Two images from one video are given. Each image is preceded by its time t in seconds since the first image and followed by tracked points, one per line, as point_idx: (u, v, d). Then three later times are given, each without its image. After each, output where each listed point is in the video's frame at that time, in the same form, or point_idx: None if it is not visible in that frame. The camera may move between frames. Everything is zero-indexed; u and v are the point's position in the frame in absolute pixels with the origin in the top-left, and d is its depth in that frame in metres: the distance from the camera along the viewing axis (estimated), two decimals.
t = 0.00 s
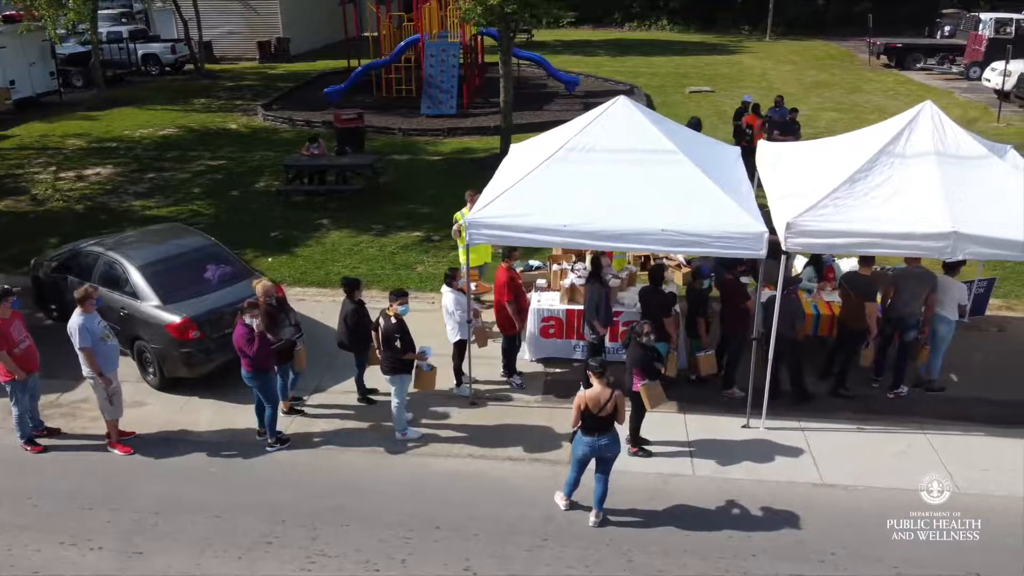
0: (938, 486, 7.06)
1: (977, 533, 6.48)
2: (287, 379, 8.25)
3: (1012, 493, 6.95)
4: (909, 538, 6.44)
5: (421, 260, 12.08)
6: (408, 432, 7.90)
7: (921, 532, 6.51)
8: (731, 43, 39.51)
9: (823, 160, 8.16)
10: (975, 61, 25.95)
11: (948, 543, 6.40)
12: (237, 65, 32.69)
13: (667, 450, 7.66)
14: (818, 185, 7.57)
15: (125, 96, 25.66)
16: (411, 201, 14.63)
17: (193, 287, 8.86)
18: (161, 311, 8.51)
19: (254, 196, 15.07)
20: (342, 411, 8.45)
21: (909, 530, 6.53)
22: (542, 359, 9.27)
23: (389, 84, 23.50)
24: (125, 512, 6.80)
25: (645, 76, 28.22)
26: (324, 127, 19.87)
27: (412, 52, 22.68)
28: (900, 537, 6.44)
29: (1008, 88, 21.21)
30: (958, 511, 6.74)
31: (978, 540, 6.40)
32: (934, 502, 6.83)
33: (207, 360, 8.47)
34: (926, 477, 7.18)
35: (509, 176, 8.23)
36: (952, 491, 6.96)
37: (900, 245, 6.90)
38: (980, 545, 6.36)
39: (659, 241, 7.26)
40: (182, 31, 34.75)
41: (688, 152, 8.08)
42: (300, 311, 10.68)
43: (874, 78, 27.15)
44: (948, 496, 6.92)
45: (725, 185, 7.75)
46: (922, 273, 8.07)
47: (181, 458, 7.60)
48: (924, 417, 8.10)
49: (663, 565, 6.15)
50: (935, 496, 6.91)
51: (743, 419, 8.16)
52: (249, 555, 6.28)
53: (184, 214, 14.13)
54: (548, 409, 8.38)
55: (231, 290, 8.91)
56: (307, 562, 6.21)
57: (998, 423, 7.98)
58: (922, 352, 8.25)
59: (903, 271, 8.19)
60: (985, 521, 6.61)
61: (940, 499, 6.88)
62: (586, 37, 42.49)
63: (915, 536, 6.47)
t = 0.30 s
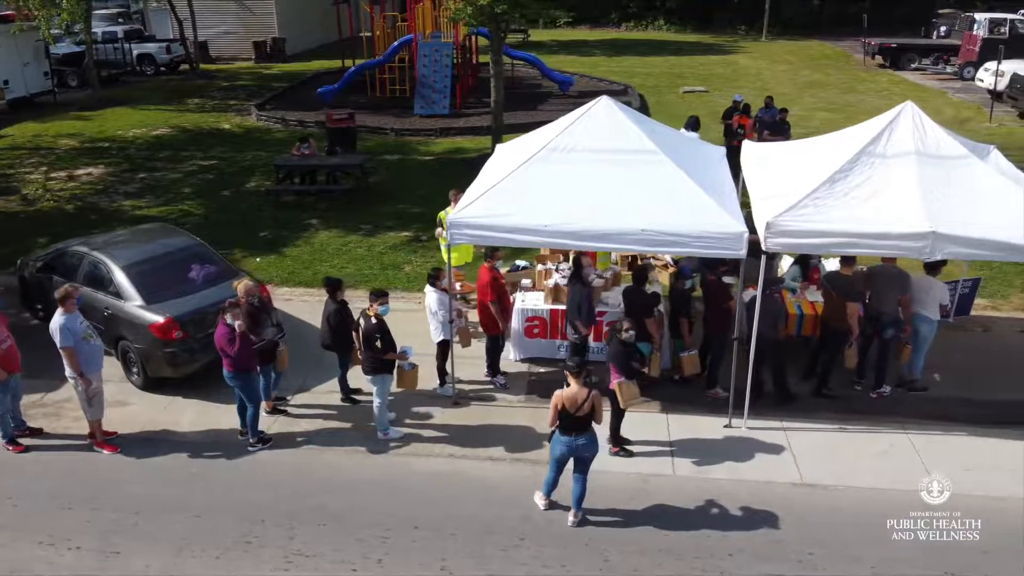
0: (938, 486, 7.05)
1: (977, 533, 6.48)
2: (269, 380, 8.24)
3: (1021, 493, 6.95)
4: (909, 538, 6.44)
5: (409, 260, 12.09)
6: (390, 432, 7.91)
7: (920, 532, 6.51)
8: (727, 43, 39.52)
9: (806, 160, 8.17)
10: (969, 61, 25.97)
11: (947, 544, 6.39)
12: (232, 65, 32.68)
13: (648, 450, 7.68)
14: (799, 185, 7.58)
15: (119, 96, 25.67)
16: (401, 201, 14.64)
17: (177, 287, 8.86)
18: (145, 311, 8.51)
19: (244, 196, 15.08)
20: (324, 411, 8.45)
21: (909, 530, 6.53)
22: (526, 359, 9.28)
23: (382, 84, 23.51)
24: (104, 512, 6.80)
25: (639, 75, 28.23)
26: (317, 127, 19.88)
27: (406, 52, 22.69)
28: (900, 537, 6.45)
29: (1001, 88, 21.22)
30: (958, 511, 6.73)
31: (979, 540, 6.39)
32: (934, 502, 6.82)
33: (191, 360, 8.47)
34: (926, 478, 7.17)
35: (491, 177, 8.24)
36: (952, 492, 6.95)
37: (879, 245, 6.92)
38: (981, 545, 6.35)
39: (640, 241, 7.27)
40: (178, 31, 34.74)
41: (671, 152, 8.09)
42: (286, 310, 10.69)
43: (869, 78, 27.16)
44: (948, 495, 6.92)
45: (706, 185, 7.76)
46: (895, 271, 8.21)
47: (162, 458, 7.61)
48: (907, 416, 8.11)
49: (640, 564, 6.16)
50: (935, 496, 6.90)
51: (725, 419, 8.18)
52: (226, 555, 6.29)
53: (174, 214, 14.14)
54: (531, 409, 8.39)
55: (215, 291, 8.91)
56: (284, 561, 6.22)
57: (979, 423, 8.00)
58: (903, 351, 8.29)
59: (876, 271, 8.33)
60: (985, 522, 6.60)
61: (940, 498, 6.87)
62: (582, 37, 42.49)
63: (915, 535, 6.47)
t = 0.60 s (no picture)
0: (938, 485, 7.06)
1: (977, 533, 6.49)
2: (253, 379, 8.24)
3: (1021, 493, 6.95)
4: (910, 538, 6.44)
5: (398, 260, 12.10)
6: (373, 432, 7.92)
7: (920, 532, 6.51)
8: (724, 43, 39.52)
9: (789, 160, 8.18)
10: (964, 61, 25.97)
11: (948, 543, 6.41)
12: (227, 66, 32.67)
13: (631, 449, 7.69)
14: (781, 185, 7.59)
15: (114, 96, 25.66)
16: (391, 201, 14.64)
17: (161, 287, 8.86)
18: (128, 311, 8.52)
19: (235, 196, 15.08)
20: (308, 411, 8.46)
21: (910, 530, 6.52)
22: (511, 359, 9.29)
23: (377, 84, 23.55)
24: (85, 512, 6.81)
25: (634, 75, 28.22)
26: (310, 127, 19.88)
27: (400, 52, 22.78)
28: (900, 537, 6.45)
29: (994, 88, 21.24)
30: (958, 511, 6.74)
31: (979, 540, 6.40)
32: (934, 503, 6.83)
33: (174, 360, 8.48)
34: (926, 477, 7.18)
35: (475, 177, 8.25)
36: (952, 492, 6.96)
37: (858, 244, 6.92)
38: (982, 545, 6.37)
39: (621, 241, 7.27)
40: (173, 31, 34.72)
41: (653, 152, 8.10)
42: (273, 310, 10.69)
43: (863, 79, 27.16)
44: (948, 496, 6.93)
45: (688, 185, 7.77)
46: (870, 270, 8.33)
47: (144, 458, 7.62)
48: (890, 417, 8.12)
49: (618, 563, 6.17)
50: (935, 496, 6.91)
51: (708, 419, 8.18)
52: (205, 554, 6.30)
53: (164, 214, 14.14)
54: (515, 409, 8.40)
55: (199, 291, 8.91)
56: (262, 561, 6.23)
57: (962, 423, 8.01)
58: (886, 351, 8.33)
59: (852, 270, 8.42)
60: (985, 522, 6.61)
61: (941, 498, 6.88)
62: (579, 37, 42.48)
63: (916, 535, 6.47)
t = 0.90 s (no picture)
0: (938, 486, 7.04)
1: (978, 532, 6.47)
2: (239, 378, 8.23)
3: None
4: (910, 539, 6.42)
5: (387, 259, 12.10)
6: (356, 431, 7.93)
7: (921, 531, 6.49)
8: (720, 43, 39.54)
9: (773, 160, 8.20)
10: (958, 61, 25.98)
11: (949, 543, 6.38)
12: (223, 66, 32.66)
13: (613, 450, 7.69)
14: (763, 185, 7.60)
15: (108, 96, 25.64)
16: (382, 201, 14.65)
17: (146, 287, 8.86)
18: (112, 311, 8.52)
19: (226, 196, 15.08)
20: (292, 411, 8.46)
21: (910, 530, 6.50)
22: (497, 359, 9.29)
23: (371, 84, 23.58)
24: (66, 512, 6.81)
25: (629, 76, 28.24)
26: (303, 126, 19.89)
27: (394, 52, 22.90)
28: (900, 536, 6.43)
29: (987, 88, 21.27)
30: (958, 511, 6.72)
31: (979, 541, 6.37)
32: (934, 503, 6.81)
33: (158, 361, 8.48)
34: (926, 477, 7.16)
35: (459, 176, 8.26)
36: (951, 492, 6.94)
37: (838, 245, 6.92)
38: (982, 545, 6.35)
39: (602, 241, 7.27)
40: (170, 31, 34.71)
41: (636, 152, 8.10)
42: (260, 310, 10.69)
43: (858, 78, 27.17)
44: (948, 496, 6.92)
45: (671, 186, 7.77)
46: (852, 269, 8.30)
47: (127, 458, 7.61)
48: (874, 417, 8.13)
49: (597, 563, 6.17)
50: (935, 497, 6.90)
51: (692, 419, 8.19)
52: (184, 554, 6.30)
53: (155, 214, 14.14)
54: (499, 409, 8.40)
55: (184, 291, 8.91)
56: (241, 561, 6.22)
57: (945, 423, 8.02)
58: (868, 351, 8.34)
59: (834, 270, 8.39)
60: (985, 522, 6.58)
61: (940, 497, 6.87)
62: (575, 37, 42.49)
63: (916, 536, 6.44)
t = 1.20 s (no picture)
0: (938, 486, 7.04)
1: (977, 533, 6.47)
2: (224, 378, 8.23)
3: None
4: (908, 539, 6.42)
5: (376, 259, 12.11)
6: (340, 431, 7.93)
7: (920, 532, 6.50)
8: (717, 43, 39.53)
9: (756, 161, 8.22)
10: (953, 61, 25.98)
11: (948, 544, 6.39)
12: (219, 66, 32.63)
13: (597, 449, 7.69)
14: (746, 186, 7.61)
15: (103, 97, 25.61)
16: (373, 201, 14.65)
17: (132, 287, 8.87)
18: (97, 311, 8.52)
19: (218, 196, 15.08)
20: (277, 410, 8.46)
21: (908, 530, 6.50)
22: (483, 359, 9.29)
23: (365, 84, 23.58)
24: (48, 511, 6.81)
25: (624, 76, 28.22)
26: (297, 126, 19.89)
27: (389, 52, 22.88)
28: (899, 536, 6.43)
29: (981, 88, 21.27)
30: (957, 511, 6.73)
31: (978, 540, 6.39)
32: (932, 503, 6.81)
33: (143, 361, 8.48)
34: (925, 477, 7.15)
35: (443, 177, 8.28)
36: (951, 493, 6.94)
37: (819, 245, 6.92)
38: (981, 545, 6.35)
39: (585, 240, 7.26)
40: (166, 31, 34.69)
41: (620, 152, 8.12)
42: (248, 309, 10.69)
43: (853, 78, 27.16)
44: (948, 495, 6.92)
45: (654, 186, 7.77)
46: (843, 269, 8.18)
47: (110, 457, 7.62)
48: (858, 417, 8.13)
49: (575, 563, 6.17)
50: (934, 497, 6.89)
51: (676, 419, 8.20)
52: (164, 554, 6.30)
53: (145, 214, 14.14)
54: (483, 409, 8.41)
55: (170, 291, 8.91)
56: (221, 560, 6.23)
57: (928, 423, 8.03)
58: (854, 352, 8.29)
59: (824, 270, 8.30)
60: (985, 522, 6.59)
61: (940, 498, 6.87)
62: (572, 37, 42.47)
63: (915, 536, 6.45)
